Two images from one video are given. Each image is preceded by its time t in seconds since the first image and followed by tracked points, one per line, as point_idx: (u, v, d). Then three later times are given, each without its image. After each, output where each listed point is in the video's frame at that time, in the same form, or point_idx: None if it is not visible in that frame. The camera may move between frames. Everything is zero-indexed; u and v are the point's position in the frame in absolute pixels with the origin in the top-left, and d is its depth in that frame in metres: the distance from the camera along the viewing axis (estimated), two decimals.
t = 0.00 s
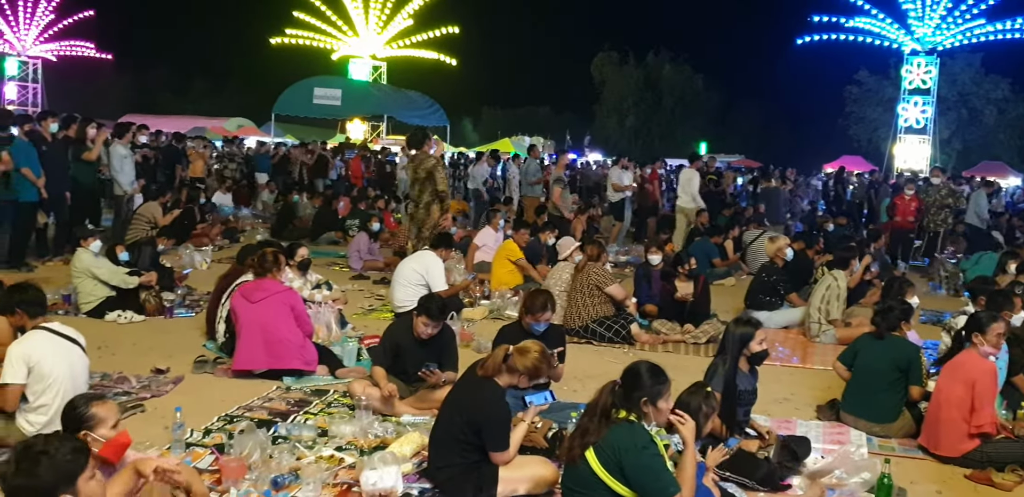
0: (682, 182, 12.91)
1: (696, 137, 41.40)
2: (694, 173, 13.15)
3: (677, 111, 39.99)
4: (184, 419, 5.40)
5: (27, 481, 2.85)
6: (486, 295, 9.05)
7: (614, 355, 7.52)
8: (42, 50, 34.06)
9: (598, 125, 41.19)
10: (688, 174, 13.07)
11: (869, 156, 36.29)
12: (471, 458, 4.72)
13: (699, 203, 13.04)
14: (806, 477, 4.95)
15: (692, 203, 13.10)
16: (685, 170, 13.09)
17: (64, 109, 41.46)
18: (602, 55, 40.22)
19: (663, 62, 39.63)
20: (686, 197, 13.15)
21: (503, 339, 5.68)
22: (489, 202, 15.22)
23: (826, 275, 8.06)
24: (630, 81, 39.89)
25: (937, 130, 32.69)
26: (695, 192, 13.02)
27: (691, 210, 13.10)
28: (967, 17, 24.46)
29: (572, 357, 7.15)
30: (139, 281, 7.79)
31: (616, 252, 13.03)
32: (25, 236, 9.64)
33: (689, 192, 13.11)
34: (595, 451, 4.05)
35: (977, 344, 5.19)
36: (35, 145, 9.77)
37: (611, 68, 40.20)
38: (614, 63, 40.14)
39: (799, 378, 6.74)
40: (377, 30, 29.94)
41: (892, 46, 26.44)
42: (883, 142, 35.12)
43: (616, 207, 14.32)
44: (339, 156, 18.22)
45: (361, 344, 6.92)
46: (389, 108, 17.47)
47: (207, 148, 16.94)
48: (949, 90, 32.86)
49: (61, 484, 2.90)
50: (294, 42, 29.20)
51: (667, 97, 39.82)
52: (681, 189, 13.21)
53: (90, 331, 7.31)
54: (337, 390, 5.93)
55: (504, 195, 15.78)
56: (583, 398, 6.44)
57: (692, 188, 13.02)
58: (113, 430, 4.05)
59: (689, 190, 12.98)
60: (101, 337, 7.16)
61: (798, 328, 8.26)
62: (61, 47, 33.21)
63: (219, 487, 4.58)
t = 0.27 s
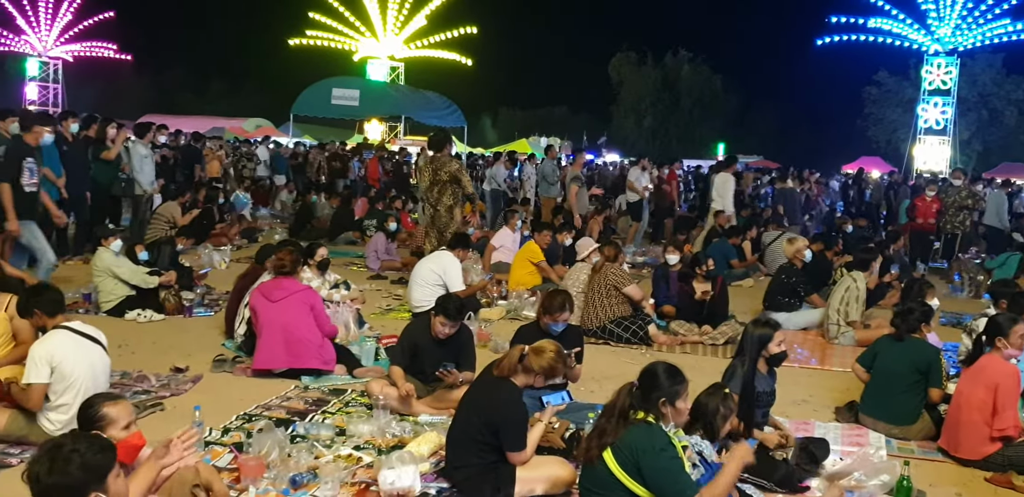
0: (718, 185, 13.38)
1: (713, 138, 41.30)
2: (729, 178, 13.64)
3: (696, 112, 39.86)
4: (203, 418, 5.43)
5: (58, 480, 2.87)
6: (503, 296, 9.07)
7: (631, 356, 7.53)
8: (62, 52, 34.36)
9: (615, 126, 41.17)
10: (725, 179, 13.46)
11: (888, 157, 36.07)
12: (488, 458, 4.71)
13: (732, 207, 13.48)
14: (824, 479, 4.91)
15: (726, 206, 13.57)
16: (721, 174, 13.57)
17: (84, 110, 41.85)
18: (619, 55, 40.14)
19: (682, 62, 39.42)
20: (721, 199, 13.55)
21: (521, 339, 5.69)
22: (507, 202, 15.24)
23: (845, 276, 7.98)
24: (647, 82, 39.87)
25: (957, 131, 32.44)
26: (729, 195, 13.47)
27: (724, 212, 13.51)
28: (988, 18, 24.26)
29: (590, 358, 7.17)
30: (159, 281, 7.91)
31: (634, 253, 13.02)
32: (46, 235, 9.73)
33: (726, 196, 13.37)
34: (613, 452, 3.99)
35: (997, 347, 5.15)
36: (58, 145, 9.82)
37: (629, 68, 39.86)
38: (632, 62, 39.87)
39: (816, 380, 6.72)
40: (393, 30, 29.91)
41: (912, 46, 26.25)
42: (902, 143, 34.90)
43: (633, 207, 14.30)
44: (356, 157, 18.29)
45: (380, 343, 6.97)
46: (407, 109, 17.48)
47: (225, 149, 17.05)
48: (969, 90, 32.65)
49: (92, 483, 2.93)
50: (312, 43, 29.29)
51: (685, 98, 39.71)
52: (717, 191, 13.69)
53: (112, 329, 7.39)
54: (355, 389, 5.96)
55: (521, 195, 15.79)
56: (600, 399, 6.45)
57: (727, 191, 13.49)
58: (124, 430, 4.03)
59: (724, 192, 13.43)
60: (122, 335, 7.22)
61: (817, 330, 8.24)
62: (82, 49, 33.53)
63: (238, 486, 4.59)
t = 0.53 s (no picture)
0: (750, 188, 13.60)
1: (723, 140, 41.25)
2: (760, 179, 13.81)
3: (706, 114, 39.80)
4: (214, 418, 5.45)
5: (78, 475, 2.88)
6: (513, 297, 9.09)
7: (641, 358, 7.52)
8: (75, 53, 34.54)
9: (625, 127, 41.16)
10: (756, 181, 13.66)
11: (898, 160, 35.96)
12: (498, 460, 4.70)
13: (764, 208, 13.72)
14: (836, 483, 4.88)
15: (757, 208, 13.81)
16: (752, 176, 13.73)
17: (96, 110, 42.07)
18: (629, 56, 40.12)
19: (692, 64, 39.40)
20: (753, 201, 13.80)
21: (532, 341, 5.70)
22: (517, 204, 15.27)
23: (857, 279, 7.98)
24: (657, 84, 39.87)
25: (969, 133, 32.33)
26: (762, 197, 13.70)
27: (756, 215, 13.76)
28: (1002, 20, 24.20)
29: (600, 360, 7.16)
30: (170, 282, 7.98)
31: (644, 255, 13.02)
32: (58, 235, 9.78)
33: (756, 198, 13.67)
34: (624, 455, 3.98)
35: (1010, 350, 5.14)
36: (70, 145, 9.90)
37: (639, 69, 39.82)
38: (643, 64, 39.79)
39: (827, 383, 6.71)
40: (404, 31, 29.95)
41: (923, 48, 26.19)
42: (913, 146, 34.79)
43: (644, 210, 14.31)
44: (367, 158, 18.33)
45: (390, 345, 6.98)
46: (417, 110, 17.50)
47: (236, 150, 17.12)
48: (981, 92, 32.57)
49: (109, 479, 2.94)
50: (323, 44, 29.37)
51: (695, 99, 39.67)
52: (747, 193, 13.87)
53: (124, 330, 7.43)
54: (366, 391, 5.97)
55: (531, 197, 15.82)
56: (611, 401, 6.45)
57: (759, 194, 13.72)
58: (131, 430, 3.98)
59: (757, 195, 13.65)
60: (134, 335, 7.26)
61: (828, 333, 8.23)
62: (95, 50, 33.72)
63: (249, 486, 4.59)
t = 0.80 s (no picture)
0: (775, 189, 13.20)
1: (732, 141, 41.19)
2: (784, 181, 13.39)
3: (714, 115, 39.77)
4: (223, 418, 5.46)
5: (94, 473, 2.89)
6: (521, 298, 9.10)
7: (650, 359, 7.52)
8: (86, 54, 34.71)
9: (633, 128, 41.16)
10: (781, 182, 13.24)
11: (908, 161, 35.85)
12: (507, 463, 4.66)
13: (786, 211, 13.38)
14: (845, 485, 4.87)
15: (780, 210, 13.42)
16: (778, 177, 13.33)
17: (107, 111, 42.25)
18: (638, 57, 40.08)
19: (701, 65, 39.35)
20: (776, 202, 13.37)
21: (541, 341, 5.70)
22: (526, 205, 15.29)
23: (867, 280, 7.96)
24: (666, 85, 39.87)
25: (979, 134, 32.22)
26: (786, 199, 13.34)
27: (779, 217, 13.36)
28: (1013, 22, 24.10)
29: (609, 361, 7.16)
30: (180, 280, 8.18)
31: (653, 256, 13.02)
32: (68, 235, 9.82)
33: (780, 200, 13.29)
34: (635, 457, 3.98)
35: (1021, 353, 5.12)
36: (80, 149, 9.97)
37: (648, 70, 39.83)
38: (652, 65, 39.78)
39: (836, 385, 6.70)
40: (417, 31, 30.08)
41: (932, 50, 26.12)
42: (922, 147, 34.68)
43: (653, 210, 14.31)
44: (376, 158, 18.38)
45: (398, 345, 7.00)
46: (427, 109, 17.54)
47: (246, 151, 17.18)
48: (991, 94, 32.45)
49: (123, 477, 2.95)
50: (334, 46, 29.48)
51: (703, 100, 39.62)
52: (770, 194, 13.44)
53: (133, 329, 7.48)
54: (374, 390, 5.98)
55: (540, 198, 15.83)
56: (619, 402, 6.45)
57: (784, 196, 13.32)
58: (137, 429, 3.88)
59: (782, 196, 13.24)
60: (143, 335, 7.29)
61: (838, 334, 8.21)
62: (107, 51, 33.91)
63: (258, 486, 4.60)
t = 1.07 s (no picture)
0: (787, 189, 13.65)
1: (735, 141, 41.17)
2: (797, 180, 13.75)
3: (716, 115, 39.74)
4: (226, 417, 5.46)
5: (102, 468, 2.92)
6: (523, 298, 9.10)
7: (652, 359, 7.53)
8: (88, 54, 34.72)
9: (635, 128, 41.14)
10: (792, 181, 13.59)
11: (911, 162, 35.82)
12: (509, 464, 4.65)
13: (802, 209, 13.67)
14: (848, 485, 4.86)
15: (795, 209, 13.78)
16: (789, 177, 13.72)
17: (109, 111, 42.25)
18: (640, 57, 40.07)
19: (704, 66, 39.31)
20: (790, 201, 13.77)
21: (543, 341, 5.71)
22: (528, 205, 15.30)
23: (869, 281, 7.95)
24: (668, 85, 39.83)
25: (982, 135, 32.18)
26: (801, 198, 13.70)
27: (793, 216, 13.72)
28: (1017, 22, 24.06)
29: (611, 362, 7.16)
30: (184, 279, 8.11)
31: (655, 256, 13.02)
32: (70, 234, 9.83)
33: (794, 199, 13.68)
34: (637, 457, 3.97)
35: None
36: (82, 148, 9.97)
37: (650, 71, 39.82)
38: (654, 65, 39.77)
39: (839, 385, 6.70)
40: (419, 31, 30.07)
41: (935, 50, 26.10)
42: (925, 148, 34.66)
43: (655, 211, 14.32)
44: (377, 159, 18.36)
45: (400, 345, 7.01)
46: (429, 110, 17.54)
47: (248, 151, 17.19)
48: (994, 94, 32.42)
49: (129, 479, 2.96)
50: (335, 47, 29.44)
51: (706, 101, 39.60)
52: (784, 194, 13.86)
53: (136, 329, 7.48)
54: (376, 390, 5.98)
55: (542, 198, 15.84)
56: (621, 403, 6.45)
57: (797, 195, 13.71)
58: (139, 428, 3.87)
59: (795, 195, 13.65)
60: (145, 334, 7.30)
61: (840, 335, 8.21)
62: (109, 51, 33.93)
63: (260, 485, 4.60)
